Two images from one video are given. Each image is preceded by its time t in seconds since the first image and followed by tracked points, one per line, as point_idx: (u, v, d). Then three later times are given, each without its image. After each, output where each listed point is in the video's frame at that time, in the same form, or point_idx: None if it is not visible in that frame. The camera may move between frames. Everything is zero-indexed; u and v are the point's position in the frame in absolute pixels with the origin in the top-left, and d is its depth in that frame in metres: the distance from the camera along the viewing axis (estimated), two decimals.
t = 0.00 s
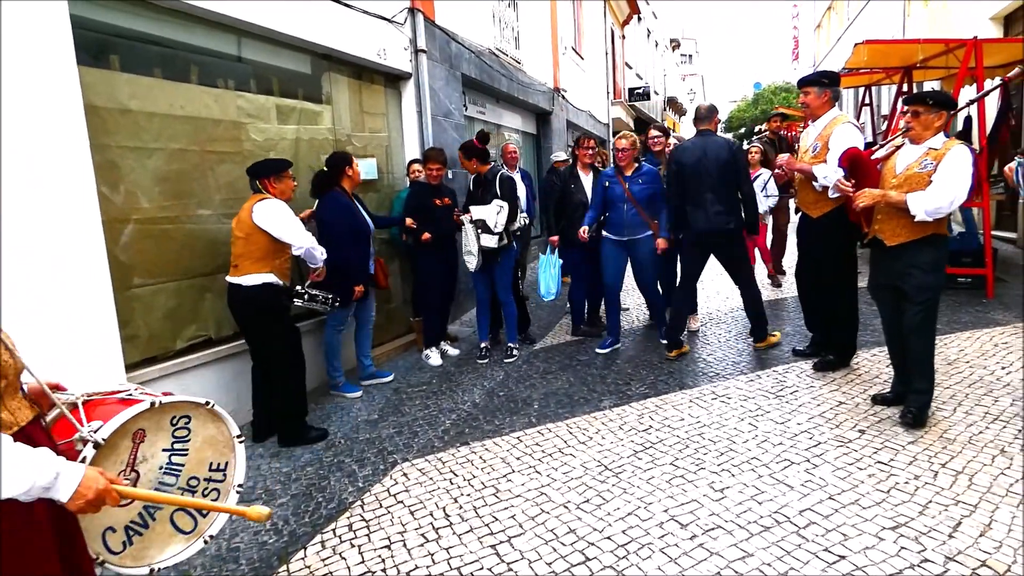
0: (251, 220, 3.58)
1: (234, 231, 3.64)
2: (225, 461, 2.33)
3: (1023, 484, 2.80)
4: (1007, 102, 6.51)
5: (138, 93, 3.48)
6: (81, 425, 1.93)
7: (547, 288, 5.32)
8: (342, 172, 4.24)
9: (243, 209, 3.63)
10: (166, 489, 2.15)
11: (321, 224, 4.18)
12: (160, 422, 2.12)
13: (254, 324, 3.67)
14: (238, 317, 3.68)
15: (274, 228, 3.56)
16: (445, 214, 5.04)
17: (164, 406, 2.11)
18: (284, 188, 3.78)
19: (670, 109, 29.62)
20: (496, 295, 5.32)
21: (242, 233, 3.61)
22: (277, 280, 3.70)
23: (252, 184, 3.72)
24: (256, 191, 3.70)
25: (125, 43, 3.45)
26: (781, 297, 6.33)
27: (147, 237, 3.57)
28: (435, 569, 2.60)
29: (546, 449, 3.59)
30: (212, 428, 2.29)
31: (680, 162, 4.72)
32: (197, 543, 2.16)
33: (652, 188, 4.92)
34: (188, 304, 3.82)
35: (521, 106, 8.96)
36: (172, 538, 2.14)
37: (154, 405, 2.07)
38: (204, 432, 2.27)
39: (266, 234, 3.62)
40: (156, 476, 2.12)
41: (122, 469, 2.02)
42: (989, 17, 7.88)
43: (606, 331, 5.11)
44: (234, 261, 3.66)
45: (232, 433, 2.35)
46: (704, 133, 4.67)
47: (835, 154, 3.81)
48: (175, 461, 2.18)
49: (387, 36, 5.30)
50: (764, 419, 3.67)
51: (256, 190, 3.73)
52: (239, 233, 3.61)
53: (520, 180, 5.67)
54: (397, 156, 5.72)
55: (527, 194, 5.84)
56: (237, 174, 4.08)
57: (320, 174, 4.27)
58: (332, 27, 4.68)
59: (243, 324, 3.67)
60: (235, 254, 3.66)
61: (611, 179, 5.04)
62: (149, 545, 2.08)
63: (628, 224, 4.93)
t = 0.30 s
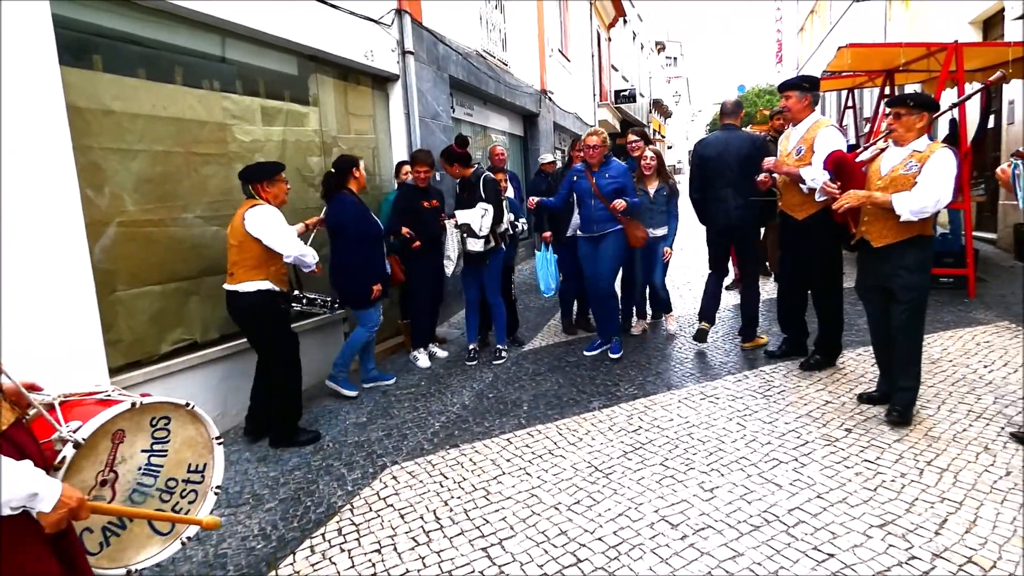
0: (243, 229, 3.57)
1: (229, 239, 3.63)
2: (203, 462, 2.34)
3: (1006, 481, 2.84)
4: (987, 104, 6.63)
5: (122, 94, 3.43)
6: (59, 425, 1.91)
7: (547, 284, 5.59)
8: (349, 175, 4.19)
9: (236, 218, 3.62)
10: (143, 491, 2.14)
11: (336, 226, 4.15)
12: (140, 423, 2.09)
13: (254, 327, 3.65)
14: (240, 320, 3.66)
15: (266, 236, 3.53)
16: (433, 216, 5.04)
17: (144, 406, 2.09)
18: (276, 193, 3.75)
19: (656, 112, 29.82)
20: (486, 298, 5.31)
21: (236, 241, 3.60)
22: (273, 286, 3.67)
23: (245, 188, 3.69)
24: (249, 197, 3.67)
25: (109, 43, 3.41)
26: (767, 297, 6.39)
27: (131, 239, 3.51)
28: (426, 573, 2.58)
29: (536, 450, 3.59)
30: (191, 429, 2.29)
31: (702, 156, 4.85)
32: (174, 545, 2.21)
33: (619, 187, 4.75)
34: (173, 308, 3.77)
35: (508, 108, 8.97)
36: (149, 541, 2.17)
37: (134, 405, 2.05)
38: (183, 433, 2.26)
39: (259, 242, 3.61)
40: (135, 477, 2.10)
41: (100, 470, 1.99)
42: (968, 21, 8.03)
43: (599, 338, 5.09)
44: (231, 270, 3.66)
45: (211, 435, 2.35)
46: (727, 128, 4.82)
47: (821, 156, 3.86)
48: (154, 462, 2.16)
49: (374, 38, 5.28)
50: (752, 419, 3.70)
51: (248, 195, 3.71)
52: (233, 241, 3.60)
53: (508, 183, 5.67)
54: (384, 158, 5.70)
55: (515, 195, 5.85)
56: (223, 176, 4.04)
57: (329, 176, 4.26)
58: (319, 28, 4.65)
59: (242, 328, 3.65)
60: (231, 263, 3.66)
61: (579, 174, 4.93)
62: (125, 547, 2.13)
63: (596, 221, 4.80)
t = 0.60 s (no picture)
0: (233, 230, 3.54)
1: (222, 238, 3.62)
2: (192, 475, 2.29)
3: (986, 476, 2.90)
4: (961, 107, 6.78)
5: (101, 95, 3.37)
6: (39, 441, 1.89)
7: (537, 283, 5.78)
8: (360, 176, 4.29)
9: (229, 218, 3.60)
10: (128, 506, 2.11)
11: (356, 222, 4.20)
12: (123, 438, 2.06)
13: (246, 327, 3.62)
14: (233, 318, 3.61)
15: (253, 236, 3.50)
16: (417, 219, 5.03)
17: (126, 422, 2.05)
18: (270, 195, 3.72)
19: (638, 114, 30.02)
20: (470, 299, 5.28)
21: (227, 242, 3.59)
22: (262, 288, 3.63)
23: (239, 189, 3.67)
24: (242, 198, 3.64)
25: (87, 44, 3.35)
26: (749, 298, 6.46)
27: (110, 244, 3.45)
28: None
29: (523, 452, 3.59)
30: (180, 442, 2.25)
31: (706, 160, 5.06)
32: (159, 558, 2.19)
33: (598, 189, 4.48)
34: (153, 313, 3.70)
35: (492, 110, 8.97)
36: (133, 555, 2.15)
37: (117, 420, 2.01)
38: (171, 446, 2.23)
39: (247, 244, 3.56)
40: (119, 493, 2.07)
41: (82, 486, 1.96)
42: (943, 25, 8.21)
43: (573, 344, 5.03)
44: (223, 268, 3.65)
45: (201, 448, 2.32)
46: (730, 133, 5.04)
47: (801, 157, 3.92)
48: (139, 476, 2.13)
49: (357, 39, 5.25)
50: (737, 418, 3.73)
51: (243, 196, 3.68)
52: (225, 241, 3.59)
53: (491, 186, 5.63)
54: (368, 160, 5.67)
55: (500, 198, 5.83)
56: (204, 178, 3.98)
57: (341, 175, 4.32)
58: (302, 29, 4.61)
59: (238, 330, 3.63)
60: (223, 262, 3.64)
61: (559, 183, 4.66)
62: (110, 561, 2.11)
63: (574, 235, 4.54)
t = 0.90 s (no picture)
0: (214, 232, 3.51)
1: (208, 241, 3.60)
2: (183, 489, 2.37)
3: (960, 470, 2.97)
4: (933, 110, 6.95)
5: (74, 94, 3.29)
6: (23, 448, 1.95)
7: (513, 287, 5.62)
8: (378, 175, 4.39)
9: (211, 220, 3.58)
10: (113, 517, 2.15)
11: (380, 222, 4.33)
12: (110, 447, 2.13)
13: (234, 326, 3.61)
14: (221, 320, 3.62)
15: (234, 235, 3.46)
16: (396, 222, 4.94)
17: (113, 430, 2.12)
18: (251, 193, 3.68)
19: (617, 115, 30.23)
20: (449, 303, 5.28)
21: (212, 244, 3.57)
22: (249, 286, 3.61)
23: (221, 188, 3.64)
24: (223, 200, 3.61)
25: (60, 42, 3.27)
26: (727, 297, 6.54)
27: (83, 246, 3.37)
28: None
29: (507, 453, 3.59)
30: (170, 453, 2.32)
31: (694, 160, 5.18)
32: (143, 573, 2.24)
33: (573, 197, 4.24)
34: (128, 317, 3.63)
35: (473, 111, 8.95)
36: (117, 569, 2.18)
37: (103, 428, 2.08)
38: (161, 456, 2.30)
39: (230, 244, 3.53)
40: (105, 504, 2.12)
41: (64, 495, 2.02)
42: (915, 29, 8.41)
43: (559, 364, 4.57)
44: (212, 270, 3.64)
45: (191, 460, 2.40)
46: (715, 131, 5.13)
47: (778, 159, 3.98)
48: (126, 488, 2.18)
49: (337, 39, 5.21)
50: (718, 416, 3.77)
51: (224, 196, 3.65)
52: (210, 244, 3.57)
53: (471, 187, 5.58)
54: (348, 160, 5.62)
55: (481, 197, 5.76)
56: (181, 179, 3.91)
57: (358, 172, 4.34)
58: (281, 29, 4.57)
59: (226, 332, 3.62)
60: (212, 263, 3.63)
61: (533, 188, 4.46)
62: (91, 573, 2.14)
63: (550, 241, 4.29)
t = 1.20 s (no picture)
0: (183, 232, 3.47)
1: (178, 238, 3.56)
2: (153, 506, 2.33)
3: (920, 463, 3.08)
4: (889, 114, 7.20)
5: (28, 94, 3.17)
6: None
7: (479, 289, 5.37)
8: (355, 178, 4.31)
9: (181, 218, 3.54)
10: (74, 536, 2.19)
11: (362, 225, 4.28)
12: (71, 463, 2.14)
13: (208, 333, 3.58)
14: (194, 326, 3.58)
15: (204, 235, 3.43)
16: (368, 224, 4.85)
17: (74, 446, 2.12)
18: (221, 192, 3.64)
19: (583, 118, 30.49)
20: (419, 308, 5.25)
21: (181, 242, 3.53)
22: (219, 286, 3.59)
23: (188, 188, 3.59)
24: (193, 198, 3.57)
25: (12, 39, 3.16)
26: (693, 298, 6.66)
27: (39, 250, 3.25)
28: None
29: (480, 456, 3.58)
30: (139, 471, 2.29)
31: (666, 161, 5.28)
32: None
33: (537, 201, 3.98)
34: (87, 324, 3.51)
35: (442, 113, 8.92)
36: None
37: (63, 444, 2.09)
38: (129, 473, 2.27)
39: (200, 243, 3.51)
40: (64, 522, 2.16)
41: (22, 513, 2.06)
42: (871, 35, 8.71)
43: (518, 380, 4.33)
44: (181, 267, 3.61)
45: (163, 478, 2.34)
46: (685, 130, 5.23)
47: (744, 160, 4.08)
48: (88, 506, 2.20)
49: (303, 40, 5.13)
50: (688, 415, 3.83)
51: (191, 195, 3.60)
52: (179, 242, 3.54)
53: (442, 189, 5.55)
54: (315, 162, 5.54)
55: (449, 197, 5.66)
56: (142, 181, 3.80)
57: (334, 173, 4.27)
58: (246, 30, 4.49)
59: (200, 337, 3.59)
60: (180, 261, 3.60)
61: (489, 190, 4.11)
62: None
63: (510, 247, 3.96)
